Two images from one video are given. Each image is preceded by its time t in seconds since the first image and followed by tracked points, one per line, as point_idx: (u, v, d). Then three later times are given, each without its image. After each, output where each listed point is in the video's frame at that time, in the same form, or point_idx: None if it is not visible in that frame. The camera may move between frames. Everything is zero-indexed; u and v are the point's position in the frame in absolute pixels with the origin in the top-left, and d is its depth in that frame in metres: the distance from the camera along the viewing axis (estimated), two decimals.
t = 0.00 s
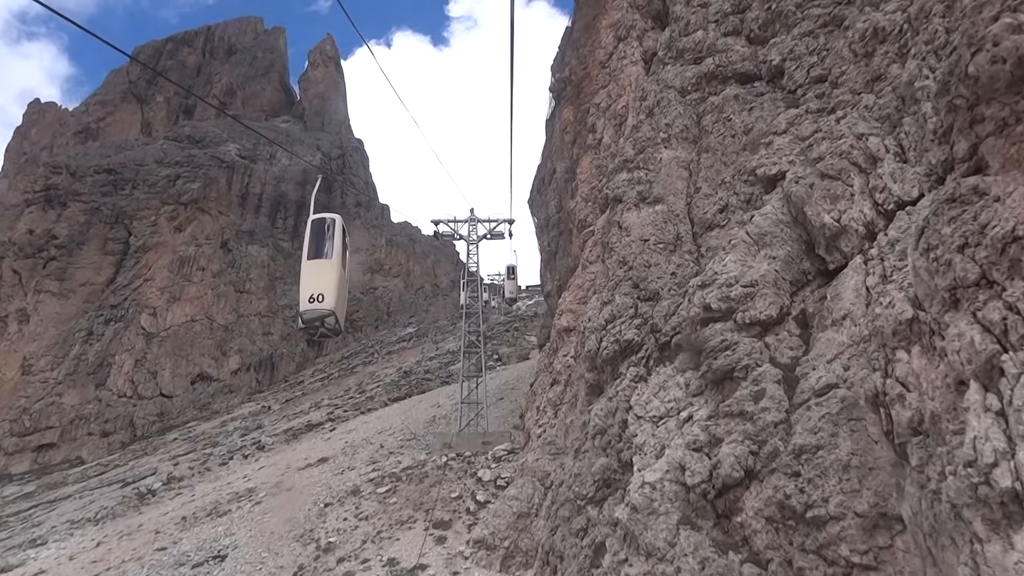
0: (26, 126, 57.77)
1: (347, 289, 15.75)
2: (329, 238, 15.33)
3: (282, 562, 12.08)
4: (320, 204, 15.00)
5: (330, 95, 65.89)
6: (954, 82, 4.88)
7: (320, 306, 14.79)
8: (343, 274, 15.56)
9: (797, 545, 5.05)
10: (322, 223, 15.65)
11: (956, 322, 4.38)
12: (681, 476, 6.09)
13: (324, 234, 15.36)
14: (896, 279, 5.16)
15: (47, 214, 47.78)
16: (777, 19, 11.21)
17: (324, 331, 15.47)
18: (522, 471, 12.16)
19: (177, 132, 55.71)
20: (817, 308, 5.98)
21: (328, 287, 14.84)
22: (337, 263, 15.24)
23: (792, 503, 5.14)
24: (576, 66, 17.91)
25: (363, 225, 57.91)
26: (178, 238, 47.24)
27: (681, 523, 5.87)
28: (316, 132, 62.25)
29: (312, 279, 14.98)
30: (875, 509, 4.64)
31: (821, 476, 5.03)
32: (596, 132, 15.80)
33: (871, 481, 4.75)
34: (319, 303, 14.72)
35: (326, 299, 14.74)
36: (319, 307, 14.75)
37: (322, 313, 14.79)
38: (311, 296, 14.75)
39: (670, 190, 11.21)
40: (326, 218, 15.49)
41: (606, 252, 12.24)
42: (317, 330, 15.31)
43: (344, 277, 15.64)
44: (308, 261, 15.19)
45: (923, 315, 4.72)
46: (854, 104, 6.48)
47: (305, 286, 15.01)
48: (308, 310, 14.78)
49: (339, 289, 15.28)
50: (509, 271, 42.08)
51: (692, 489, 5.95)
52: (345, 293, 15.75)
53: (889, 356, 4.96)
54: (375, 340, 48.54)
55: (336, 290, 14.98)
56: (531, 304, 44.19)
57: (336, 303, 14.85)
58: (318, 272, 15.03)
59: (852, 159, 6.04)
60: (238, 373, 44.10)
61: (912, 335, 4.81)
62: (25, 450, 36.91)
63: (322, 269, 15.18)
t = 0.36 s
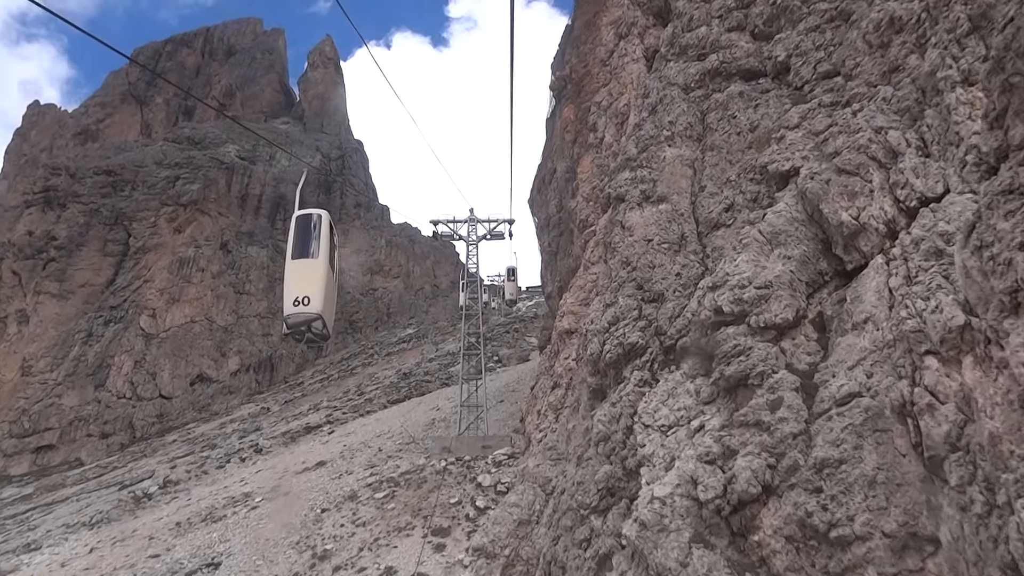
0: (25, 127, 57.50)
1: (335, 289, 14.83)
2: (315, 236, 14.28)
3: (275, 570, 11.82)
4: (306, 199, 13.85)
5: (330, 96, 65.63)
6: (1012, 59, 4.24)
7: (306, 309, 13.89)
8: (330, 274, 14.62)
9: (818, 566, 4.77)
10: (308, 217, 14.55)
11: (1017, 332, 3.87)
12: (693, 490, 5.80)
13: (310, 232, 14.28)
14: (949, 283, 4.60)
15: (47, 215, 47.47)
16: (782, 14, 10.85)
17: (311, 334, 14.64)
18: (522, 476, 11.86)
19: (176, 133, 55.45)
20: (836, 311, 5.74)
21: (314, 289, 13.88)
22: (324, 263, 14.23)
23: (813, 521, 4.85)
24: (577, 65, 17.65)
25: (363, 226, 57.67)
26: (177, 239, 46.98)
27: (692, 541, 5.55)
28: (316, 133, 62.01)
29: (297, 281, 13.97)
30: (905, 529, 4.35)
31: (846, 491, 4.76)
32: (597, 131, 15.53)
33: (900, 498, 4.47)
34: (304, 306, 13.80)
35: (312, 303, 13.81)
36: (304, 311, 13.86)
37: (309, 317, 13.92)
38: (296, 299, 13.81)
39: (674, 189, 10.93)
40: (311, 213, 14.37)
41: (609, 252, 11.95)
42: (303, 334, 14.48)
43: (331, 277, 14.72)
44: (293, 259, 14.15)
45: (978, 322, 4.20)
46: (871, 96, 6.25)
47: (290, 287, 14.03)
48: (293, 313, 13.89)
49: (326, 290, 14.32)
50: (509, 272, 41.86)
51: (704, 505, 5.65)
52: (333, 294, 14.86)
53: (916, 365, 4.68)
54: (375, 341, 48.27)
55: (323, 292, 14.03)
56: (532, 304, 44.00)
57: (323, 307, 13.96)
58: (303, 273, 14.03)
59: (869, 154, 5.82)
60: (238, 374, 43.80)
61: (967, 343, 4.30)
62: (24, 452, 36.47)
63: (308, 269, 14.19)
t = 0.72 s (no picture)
0: (23, 129, 57.18)
1: (320, 291, 13.86)
2: (298, 233, 13.30)
3: None
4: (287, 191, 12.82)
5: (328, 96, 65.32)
6: None
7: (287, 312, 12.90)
8: (315, 274, 13.68)
9: None
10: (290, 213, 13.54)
11: None
12: (707, 504, 5.52)
13: (293, 228, 13.29)
14: (991, 283, 4.41)
15: (45, 217, 47.17)
16: (788, 7, 10.58)
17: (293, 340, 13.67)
18: (523, 481, 11.59)
19: (175, 134, 55.17)
20: (857, 311, 5.51)
21: (297, 291, 12.91)
22: (308, 263, 13.26)
23: (838, 540, 4.57)
24: (577, 61, 17.37)
25: (362, 227, 57.38)
26: (176, 240, 46.72)
27: (707, 559, 5.29)
28: (315, 134, 61.73)
29: (278, 281, 12.99)
30: (939, 548, 4.10)
31: (874, 507, 4.48)
32: (597, 128, 15.23)
33: (933, 514, 4.22)
34: (286, 310, 12.84)
35: (294, 306, 12.84)
36: (286, 315, 12.89)
37: (292, 321, 12.96)
38: (276, 301, 12.83)
39: (678, 186, 10.65)
40: (294, 208, 13.36)
41: (611, 251, 11.66)
42: (285, 339, 13.50)
43: (317, 278, 13.77)
44: (274, 258, 13.16)
45: None
46: (888, 85, 6.09)
47: (270, 288, 13.04)
48: (274, 317, 12.93)
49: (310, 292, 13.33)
50: (509, 272, 41.58)
51: (720, 520, 5.38)
52: (318, 296, 13.90)
53: (948, 368, 4.50)
54: (375, 342, 47.98)
55: (307, 295, 13.06)
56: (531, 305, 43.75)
57: (306, 310, 13.00)
58: (285, 273, 13.04)
59: (890, 146, 5.70)
60: (237, 375, 43.49)
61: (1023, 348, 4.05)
62: (23, 454, 36.24)
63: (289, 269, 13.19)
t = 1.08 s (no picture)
0: (22, 131, 56.91)
1: (302, 294, 12.65)
2: (278, 229, 12.06)
3: None
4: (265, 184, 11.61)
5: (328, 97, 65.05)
6: None
7: (265, 317, 11.68)
8: (298, 276, 12.50)
9: None
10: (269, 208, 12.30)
11: None
12: (726, 519, 5.25)
13: (272, 224, 12.06)
14: None
15: (45, 219, 46.90)
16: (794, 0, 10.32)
17: (274, 347, 12.44)
18: (524, 486, 11.31)
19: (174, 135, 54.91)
20: (882, 312, 5.27)
21: (275, 293, 11.66)
22: (290, 262, 12.05)
23: (869, 561, 4.30)
24: (578, 58, 17.09)
25: (362, 228, 57.11)
26: (175, 242, 46.47)
27: None
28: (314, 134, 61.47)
29: (255, 283, 11.76)
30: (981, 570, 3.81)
31: (910, 526, 4.19)
32: (599, 125, 14.94)
33: (974, 535, 3.92)
34: (263, 314, 11.61)
35: (273, 310, 11.60)
36: (264, 319, 11.67)
37: (271, 327, 11.74)
38: (253, 304, 11.60)
39: (683, 183, 10.35)
40: (274, 202, 12.13)
41: (614, 251, 11.37)
42: (264, 346, 12.28)
43: (299, 279, 12.57)
44: (251, 257, 11.91)
45: None
46: (909, 74, 5.91)
47: (246, 291, 11.80)
48: (251, 322, 11.70)
49: (291, 294, 12.08)
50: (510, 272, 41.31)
51: (739, 537, 5.10)
52: (301, 300, 12.71)
53: (986, 375, 4.25)
54: (375, 343, 47.71)
55: (287, 297, 11.81)
56: (532, 305, 43.50)
57: (286, 315, 11.78)
58: (264, 274, 11.80)
59: (914, 136, 5.49)
60: (237, 377, 43.06)
61: None
62: (23, 457, 35.97)
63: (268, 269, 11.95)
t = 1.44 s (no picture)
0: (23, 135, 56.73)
1: (279, 299, 11.70)
2: (253, 227, 11.14)
3: None
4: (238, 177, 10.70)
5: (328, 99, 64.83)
6: None
7: (235, 325, 10.77)
8: (275, 279, 11.58)
9: None
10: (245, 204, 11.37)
11: None
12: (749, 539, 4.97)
13: (246, 222, 11.13)
14: None
15: (46, 223, 46.69)
16: None
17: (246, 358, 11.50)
18: (527, 492, 11.03)
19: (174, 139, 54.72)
20: (911, 314, 5.03)
21: (247, 299, 10.74)
22: (265, 264, 11.14)
23: None
24: (579, 56, 16.83)
25: (362, 230, 56.88)
26: (176, 245, 46.27)
27: None
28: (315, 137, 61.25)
29: (226, 286, 10.86)
30: None
31: (953, 548, 3.92)
32: (601, 124, 14.67)
33: None
34: (233, 321, 10.72)
35: (243, 317, 10.70)
36: (234, 328, 10.76)
37: (241, 336, 10.82)
38: (223, 310, 10.70)
39: (689, 181, 10.06)
40: (249, 198, 11.21)
41: (618, 251, 11.08)
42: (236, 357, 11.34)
43: (276, 283, 11.65)
44: (222, 259, 11.00)
45: None
46: (932, 62, 5.69)
47: (216, 295, 10.89)
48: (220, 330, 10.81)
49: (266, 299, 11.15)
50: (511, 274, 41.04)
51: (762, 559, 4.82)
52: (278, 306, 11.77)
53: None
54: (376, 346, 47.43)
55: (261, 304, 10.89)
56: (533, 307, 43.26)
57: (259, 323, 10.86)
58: (236, 276, 10.89)
59: (942, 126, 5.28)
60: (238, 380, 42.29)
61: None
62: (24, 462, 35.79)
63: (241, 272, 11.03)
